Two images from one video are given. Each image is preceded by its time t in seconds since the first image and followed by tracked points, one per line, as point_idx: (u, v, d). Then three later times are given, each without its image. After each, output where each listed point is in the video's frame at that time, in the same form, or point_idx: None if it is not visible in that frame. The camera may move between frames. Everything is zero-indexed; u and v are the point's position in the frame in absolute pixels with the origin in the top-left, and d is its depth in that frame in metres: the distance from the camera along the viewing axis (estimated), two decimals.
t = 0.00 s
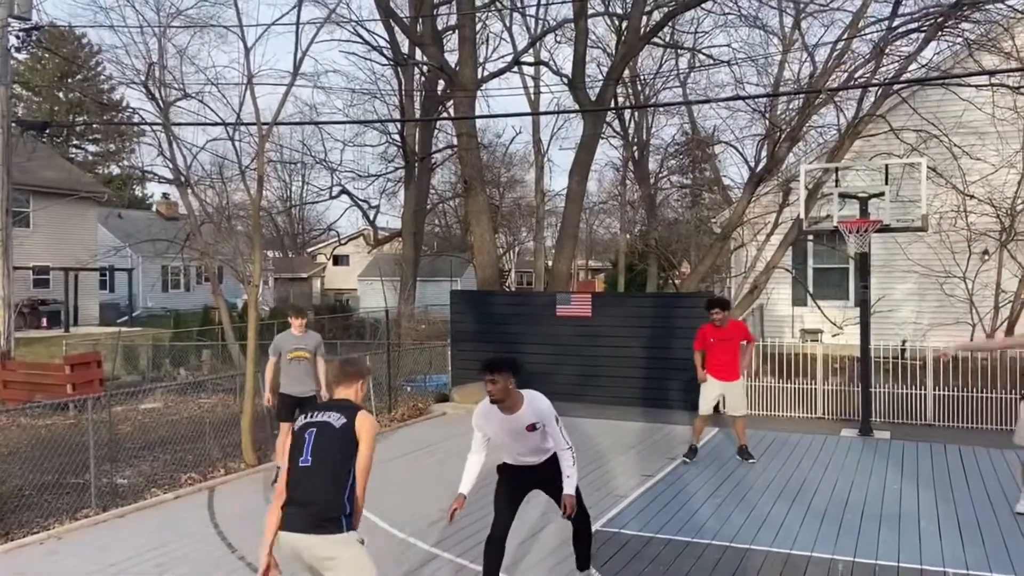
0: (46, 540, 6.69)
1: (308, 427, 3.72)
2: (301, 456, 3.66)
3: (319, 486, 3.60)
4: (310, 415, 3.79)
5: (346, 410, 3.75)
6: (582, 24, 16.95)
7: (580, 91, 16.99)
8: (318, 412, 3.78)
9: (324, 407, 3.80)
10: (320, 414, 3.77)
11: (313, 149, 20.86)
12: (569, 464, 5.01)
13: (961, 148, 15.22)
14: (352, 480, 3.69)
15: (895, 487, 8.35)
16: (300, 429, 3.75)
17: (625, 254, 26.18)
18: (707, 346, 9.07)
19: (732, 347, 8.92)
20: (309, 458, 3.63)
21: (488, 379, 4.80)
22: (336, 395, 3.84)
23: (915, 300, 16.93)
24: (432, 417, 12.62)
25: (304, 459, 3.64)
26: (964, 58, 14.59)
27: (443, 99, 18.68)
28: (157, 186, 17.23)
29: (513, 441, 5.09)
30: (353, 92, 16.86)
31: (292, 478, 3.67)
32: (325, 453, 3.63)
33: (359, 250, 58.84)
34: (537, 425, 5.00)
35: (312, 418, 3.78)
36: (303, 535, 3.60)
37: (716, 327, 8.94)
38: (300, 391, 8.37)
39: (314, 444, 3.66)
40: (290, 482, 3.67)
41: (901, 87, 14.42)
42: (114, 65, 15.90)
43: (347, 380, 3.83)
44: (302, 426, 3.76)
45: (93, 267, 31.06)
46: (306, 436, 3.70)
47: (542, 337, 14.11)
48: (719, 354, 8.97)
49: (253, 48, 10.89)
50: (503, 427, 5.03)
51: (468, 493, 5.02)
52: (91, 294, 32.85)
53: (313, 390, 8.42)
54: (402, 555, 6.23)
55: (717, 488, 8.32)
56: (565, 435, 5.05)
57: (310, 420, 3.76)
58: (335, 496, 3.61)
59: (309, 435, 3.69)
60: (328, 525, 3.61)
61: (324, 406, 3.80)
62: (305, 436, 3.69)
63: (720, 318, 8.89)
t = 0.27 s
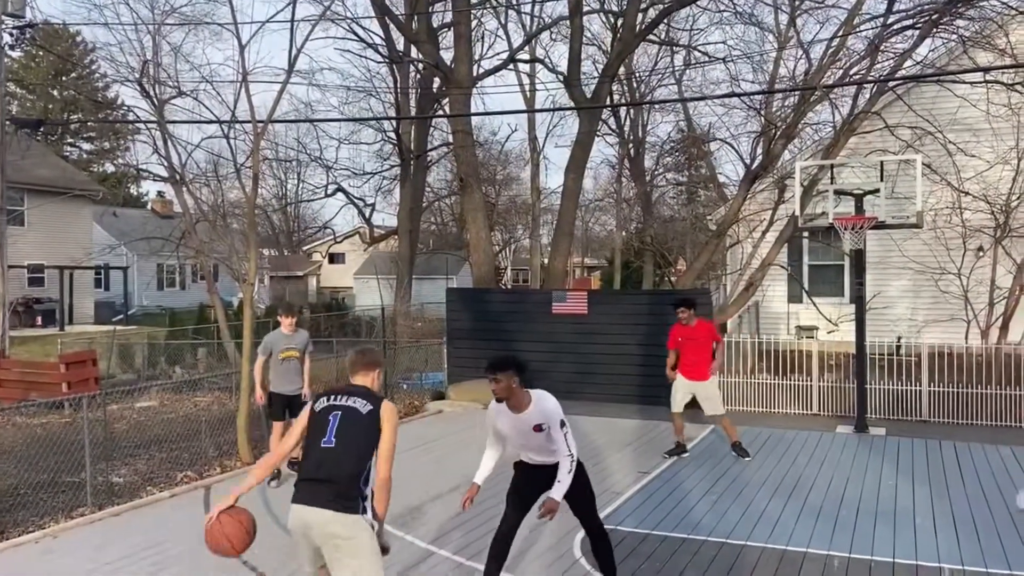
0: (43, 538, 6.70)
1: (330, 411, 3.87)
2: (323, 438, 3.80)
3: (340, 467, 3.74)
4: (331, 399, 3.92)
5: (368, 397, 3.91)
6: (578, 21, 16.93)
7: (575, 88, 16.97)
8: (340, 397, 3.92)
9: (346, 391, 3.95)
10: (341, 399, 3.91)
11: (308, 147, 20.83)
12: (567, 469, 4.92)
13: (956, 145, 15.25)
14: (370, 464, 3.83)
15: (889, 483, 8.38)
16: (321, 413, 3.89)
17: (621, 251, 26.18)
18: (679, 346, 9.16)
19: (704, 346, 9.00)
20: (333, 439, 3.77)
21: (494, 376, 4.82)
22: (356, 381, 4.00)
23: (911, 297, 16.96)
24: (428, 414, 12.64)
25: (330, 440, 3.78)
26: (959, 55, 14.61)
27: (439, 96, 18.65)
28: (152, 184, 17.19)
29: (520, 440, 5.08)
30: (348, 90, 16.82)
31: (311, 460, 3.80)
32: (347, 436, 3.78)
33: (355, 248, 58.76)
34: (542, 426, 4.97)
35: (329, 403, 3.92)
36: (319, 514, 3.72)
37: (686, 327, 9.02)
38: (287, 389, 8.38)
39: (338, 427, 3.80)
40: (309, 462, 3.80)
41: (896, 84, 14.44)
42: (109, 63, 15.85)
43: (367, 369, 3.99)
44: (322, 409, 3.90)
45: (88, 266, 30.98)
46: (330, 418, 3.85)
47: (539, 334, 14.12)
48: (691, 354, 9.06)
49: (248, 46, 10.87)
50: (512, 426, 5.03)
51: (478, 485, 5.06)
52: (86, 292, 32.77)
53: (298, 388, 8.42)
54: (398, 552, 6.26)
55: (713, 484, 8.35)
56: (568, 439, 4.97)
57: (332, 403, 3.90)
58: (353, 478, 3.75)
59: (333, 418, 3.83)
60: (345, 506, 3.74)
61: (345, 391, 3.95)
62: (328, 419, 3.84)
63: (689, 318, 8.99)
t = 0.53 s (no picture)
0: (35, 538, 6.67)
1: (356, 419, 3.68)
2: (339, 448, 3.65)
3: (351, 479, 3.58)
4: (358, 405, 3.74)
5: (388, 405, 3.70)
6: (571, 19, 16.93)
7: (569, 86, 16.97)
8: (366, 405, 3.71)
9: (366, 399, 3.75)
10: (366, 407, 3.71)
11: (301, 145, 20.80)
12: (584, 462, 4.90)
13: (948, 142, 15.30)
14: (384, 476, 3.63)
15: (883, 479, 8.41)
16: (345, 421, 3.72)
17: (614, 248, 26.20)
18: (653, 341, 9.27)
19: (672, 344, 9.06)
20: (345, 450, 3.61)
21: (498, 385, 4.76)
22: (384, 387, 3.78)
23: (903, 294, 17.03)
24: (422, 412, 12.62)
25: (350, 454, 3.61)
26: (951, 53, 14.65)
27: (432, 94, 18.63)
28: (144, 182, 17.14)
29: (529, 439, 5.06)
30: (341, 87, 16.79)
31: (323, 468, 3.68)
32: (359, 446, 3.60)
33: (348, 246, 58.69)
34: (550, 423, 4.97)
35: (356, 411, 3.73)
36: (325, 523, 3.59)
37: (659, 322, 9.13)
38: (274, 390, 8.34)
39: (351, 437, 3.64)
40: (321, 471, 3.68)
41: (888, 82, 14.47)
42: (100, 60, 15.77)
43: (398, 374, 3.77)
44: (349, 416, 3.73)
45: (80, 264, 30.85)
46: (346, 427, 3.69)
47: (533, 332, 14.12)
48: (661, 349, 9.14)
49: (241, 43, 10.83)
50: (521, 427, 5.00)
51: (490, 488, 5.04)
52: (78, 291, 32.64)
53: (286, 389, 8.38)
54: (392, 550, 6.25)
55: (707, 481, 8.37)
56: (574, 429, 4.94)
57: (358, 412, 3.70)
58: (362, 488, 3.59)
59: (350, 430, 3.65)
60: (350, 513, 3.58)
61: (368, 398, 3.75)
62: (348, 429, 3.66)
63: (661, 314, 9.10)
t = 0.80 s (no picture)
0: (25, 538, 6.65)
1: (384, 386, 3.48)
2: (378, 423, 3.44)
3: (402, 452, 3.40)
4: (381, 374, 3.53)
5: (415, 365, 3.50)
6: (563, 17, 16.94)
7: (560, 85, 16.98)
8: (389, 372, 3.50)
9: (390, 364, 3.54)
10: (390, 374, 3.51)
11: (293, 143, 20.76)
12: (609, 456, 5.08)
13: (938, 140, 15.37)
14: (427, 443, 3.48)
15: (873, 476, 8.45)
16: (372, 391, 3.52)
17: (606, 247, 26.23)
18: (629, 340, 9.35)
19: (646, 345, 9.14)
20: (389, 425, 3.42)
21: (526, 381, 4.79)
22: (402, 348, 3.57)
23: (893, 291, 17.10)
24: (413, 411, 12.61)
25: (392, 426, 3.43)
26: (940, 51, 14.72)
27: (424, 91, 18.61)
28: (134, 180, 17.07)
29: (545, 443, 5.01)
30: (333, 85, 16.76)
31: (365, 447, 3.47)
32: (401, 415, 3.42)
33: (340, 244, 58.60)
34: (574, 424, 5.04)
35: (380, 376, 3.53)
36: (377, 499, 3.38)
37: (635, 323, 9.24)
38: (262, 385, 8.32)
39: (391, 409, 3.44)
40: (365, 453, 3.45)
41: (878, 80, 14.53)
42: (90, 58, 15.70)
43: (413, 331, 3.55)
44: (375, 385, 3.52)
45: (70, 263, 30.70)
46: (380, 399, 3.48)
47: (525, 330, 14.12)
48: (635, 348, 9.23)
49: (232, 41, 10.80)
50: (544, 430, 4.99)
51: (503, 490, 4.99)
52: (67, 289, 32.48)
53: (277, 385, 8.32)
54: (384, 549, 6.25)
55: (698, 478, 8.39)
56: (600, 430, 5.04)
57: (385, 379, 3.50)
58: (414, 458, 3.42)
59: (384, 402, 3.46)
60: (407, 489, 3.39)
61: (390, 364, 3.54)
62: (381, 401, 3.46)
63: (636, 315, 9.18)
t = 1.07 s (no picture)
0: (12, 539, 6.63)
1: (411, 426, 3.41)
2: (406, 464, 3.37)
3: (434, 494, 3.32)
4: (406, 415, 3.46)
5: (438, 403, 3.42)
6: (553, 16, 16.95)
7: (551, 84, 16.99)
8: (415, 412, 3.44)
9: (412, 404, 3.47)
10: (416, 414, 3.44)
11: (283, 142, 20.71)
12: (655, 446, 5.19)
13: (926, 139, 15.44)
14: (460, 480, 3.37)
15: (863, 474, 8.49)
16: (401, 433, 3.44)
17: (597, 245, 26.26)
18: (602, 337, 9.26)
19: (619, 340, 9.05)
20: (415, 464, 3.35)
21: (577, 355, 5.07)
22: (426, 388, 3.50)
23: (882, 289, 17.18)
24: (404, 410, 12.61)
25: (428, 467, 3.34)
26: (929, 50, 14.78)
27: (414, 90, 18.58)
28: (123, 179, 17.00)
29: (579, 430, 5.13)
30: (323, 83, 16.72)
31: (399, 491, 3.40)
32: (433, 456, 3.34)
33: (331, 244, 58.49)
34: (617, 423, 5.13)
35: (406, 417, 3.46)
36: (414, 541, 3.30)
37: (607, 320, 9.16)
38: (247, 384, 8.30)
39: (418, 450, 3.36)
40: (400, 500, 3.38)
41: (867, 79, 14.58)
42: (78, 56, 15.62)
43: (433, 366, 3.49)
44: (402, 426, 3.45)
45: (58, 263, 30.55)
46: (405, 442, 3.40)
47: (516, 329, 14.13)
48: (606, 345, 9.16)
49: (221, 39, 10.76)
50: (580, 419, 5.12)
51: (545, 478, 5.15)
52: (56, 289, 32.32)
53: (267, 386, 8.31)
54: (374, 548, 6.27)
55: (689, 477, 8.42)
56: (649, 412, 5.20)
57: (412, 419, 3.43)
58: (446, 495, 3.34)
59: (413, 442, 3.38)
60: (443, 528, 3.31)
61: (415, 404, 3.46)
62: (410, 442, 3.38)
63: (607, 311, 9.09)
